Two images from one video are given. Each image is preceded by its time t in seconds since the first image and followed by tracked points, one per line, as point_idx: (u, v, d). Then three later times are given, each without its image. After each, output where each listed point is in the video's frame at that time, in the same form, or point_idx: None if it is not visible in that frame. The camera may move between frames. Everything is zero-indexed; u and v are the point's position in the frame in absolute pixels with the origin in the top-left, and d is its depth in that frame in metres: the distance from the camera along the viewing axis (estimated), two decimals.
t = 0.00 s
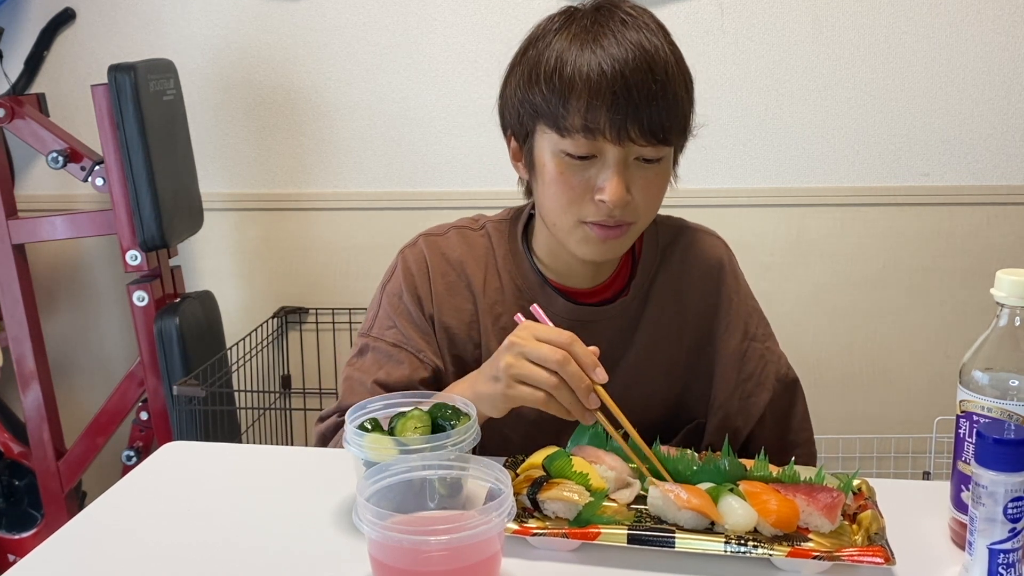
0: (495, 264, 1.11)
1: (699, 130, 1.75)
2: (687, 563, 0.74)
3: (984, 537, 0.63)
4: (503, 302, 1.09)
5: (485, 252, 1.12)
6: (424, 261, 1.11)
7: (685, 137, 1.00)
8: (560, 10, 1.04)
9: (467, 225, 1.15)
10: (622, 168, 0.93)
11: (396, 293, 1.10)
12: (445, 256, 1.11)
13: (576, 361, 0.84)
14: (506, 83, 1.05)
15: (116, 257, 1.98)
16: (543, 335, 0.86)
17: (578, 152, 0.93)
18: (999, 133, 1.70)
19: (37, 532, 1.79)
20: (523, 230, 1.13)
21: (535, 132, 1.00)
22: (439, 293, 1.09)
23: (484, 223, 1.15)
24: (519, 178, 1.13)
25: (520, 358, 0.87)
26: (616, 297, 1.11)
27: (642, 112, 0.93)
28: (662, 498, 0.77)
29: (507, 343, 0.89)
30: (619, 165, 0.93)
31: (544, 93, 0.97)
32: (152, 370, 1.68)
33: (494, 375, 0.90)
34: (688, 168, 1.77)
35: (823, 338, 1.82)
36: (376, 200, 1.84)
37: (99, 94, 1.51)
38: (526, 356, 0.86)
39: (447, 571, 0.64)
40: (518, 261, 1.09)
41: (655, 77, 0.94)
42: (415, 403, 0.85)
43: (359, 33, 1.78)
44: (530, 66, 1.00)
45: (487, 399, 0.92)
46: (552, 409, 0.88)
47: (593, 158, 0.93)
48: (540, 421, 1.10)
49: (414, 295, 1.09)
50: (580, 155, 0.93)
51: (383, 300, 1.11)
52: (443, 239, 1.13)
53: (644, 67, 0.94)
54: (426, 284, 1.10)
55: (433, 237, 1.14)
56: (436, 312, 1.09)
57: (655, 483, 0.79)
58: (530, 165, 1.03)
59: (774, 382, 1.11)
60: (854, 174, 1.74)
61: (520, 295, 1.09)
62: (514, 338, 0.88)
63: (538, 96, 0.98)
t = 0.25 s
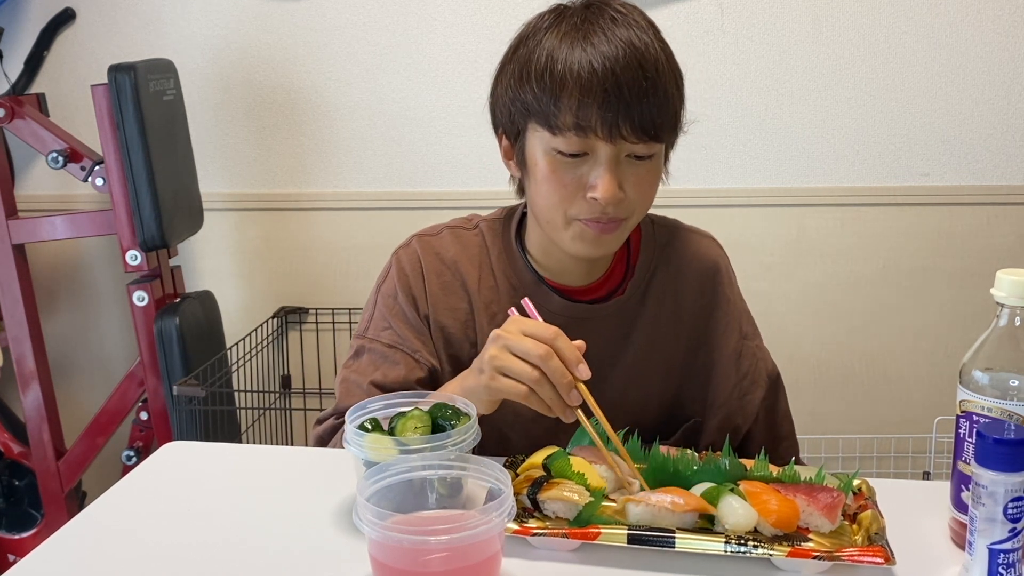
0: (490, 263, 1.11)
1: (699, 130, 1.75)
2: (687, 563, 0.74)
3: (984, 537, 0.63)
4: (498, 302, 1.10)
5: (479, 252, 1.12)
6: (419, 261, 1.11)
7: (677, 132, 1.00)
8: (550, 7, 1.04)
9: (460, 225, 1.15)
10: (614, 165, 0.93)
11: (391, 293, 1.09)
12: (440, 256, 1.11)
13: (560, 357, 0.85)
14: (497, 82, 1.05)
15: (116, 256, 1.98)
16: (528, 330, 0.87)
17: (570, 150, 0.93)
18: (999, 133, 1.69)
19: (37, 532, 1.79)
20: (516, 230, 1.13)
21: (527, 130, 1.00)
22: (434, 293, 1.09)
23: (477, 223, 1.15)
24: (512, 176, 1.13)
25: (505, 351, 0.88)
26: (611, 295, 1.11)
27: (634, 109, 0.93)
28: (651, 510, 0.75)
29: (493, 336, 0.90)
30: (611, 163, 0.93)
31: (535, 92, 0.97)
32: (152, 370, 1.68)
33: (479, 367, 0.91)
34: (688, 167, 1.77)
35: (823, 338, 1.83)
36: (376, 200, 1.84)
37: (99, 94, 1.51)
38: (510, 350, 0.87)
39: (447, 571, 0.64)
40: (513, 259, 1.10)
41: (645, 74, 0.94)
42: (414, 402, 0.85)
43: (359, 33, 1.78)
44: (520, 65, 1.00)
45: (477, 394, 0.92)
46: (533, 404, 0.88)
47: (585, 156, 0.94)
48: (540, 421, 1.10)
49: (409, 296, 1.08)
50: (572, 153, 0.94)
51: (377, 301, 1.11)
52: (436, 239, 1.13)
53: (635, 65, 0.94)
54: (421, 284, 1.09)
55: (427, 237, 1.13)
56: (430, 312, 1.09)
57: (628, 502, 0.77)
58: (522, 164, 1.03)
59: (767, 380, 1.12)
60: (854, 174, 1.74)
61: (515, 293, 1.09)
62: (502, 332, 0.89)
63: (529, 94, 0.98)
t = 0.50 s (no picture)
0: (489, 262, 1.11)
1: (698, 130, 1.75)
2: (687, 563, 0.74)
3: (984, 537, 0.63)
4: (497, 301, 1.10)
5: (479, 250, 1.12)
6: (419, 259, 1.11)
7: (674, 134, 1.00)
8: (548, 9, 1.03)
9: (459, 223, 1.15)
10: (613, 168, 0.93)
11: (393, 291, 1.10)
12: (440, 255, 1.11)
13: (543, 337, 0.84)
14: (495, 83, 1.05)
15: (116, 256, 1.98)
16: (510, 313, 0.86)
17: (568, 153, 0.93)
18: (999, 133, 1.69)
19: (37, 532, 1.79)
20: (515, 230, 1.13)
21: (526, 132, 1.00)
22: (435, 291, 1.10)
23: (475, 221, 1.16)
24: (510, 176, 1.13)
25: (490, 337, 0.87)
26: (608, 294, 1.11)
27: (632, 113, 0.93)
28: (651, 510, 0.75)
29: (476, 323, 0.89)
30: (609, 166, 0.93)
31: (534, 94, 0.97)
32: (152, 370, 1.68)
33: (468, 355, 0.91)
34: (688, 168, 1.77)
35: (822, 338, 1.83)
36: (376, 200, 1.84)
37: (99, 94, 1.51)
38: (495, 336, 0.86)
39: (447, 571, 0.64)
40: (511, 257, 1.10)
41: (644, 77, 0.94)
42: (414, 402, 0.85)
43: (359, 33, 1.78)
44: (519, 67, 1.00)
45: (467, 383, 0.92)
46: (528, 388, 0.88)
47: (584, 159, 0.94)
48: (540, 420, 1.10)
49: (410, 294, 1.09)
50: (570, 156, 0.94)
51: (378, 299, 1.11)
52: (436, 237, 1.13)
53: (633, 68, 0.94)
54: (422, 283, 1.10)
55: (427, 236, 1.14)
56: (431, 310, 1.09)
57: (628, 502, 0.77)
58: (521, 165, 1.03)
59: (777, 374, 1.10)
60: (854, 174, 1.74)
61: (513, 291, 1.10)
62: (484, 318, 0.88)
63: (528, 97, 0.98)
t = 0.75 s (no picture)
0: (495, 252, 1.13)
1: (698, 131, 1.75)
2: (688, 563, 0.74)
3: (984, 537, 0.63)
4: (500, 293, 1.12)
5: (485, 239, 1.14)
6: (428, 240, 1.12)
7: (679, 135, 1.01)
8: (555, 8, 1.03)
9: (469, 211, 1.18)
10: (618, 169, 0.93)
11: (396, 267, 1.09)
12: (449, 239, 1.13)
13: (535, 320, 0.83)
14: (501, 82, 1.05)
15: (116, 256, 1.98)
16: (501, 294, 0.85)
17: (573, 153, 0.94)
18: (999, 133, 1.69)
19: (37, 532, 1.79)
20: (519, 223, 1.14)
21: (531, 131, 1.00)
22: (440, 273, 1.11)
23: (485, 211, 1.18)
24: (512, 174, 1.13)
25: (480, 317, 0.86)
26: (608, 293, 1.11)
27: (638, 114, 0.93)
28: (651, 510, 0.75)
29: (466, 302, 0.87)
30: (615, 167, 0.93)
31: (540, 94, 0.97)
32: (152, 370, 1.68)
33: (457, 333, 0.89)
34: (688, 168, 1.77)
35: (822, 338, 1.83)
36: (377, 200, 1.84)
37: (99, 94, 1.51)
38: (485, 316, 0.85)
39: (447, 571, 0.64)
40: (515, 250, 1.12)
41: (650, 78, 0.94)
42: (414, 402, 0.85)
43: (359, 34, 1.78)
44: (525, 66, 0.99)
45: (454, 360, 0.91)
46: (518, 371, 0.87)
47: (589, 159, 0.94)
48: (540, 420, 1.10)
49: (414, 272, 1.09)
50: (576, 156, 0.94)
51: (381, 271, 1.11)
52: (446, 222, 1.15)
53: (640, 69, 0.94)
54: (428, 263, 1.10)
55: (437, 221, 1.15)
56: (434, 292, 1.10)
57: (628, 502, 0.77)
58: (525, 164, 1.03)
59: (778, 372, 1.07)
60: (854, 174, 1.74)
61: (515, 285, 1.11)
62: (473, 297, 0.87)
63: (535, 97, 0.98)
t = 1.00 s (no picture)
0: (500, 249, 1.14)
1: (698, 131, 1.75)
2: (688, 563, 0.74)
3: (984, 537, 0.63)
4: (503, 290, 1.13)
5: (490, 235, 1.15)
6: (436, 230, 1.13)
7: (688, 140, 1.01)
8: (568, 9, 1.04)
9: (478, 205, 1.19)
10: (626, 171, 0.93)
11: (399, 247, 1.10)
12: (457, 229, 1.14)
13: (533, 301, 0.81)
14: (511, 80, 1.05)
15: (116, 256, 1.98)
16: (499, 273, 0.83)
17: (582, 154, 0.94)
18: (999, 133, 1.69)
19: (37, 532, 1.79)
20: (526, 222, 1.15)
21: (539, 131, 1.00)
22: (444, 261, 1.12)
23: (493, 206, 1.19)
24: (519, 174, 1.13)
25: (476, 295, 0.84)
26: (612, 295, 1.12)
27: (648, 116, 0.93)
28: (651, 510, 0.75)
29: (461, 277, 0.84)
30: (623, 169, 0.93)
31: (551, 93, 0.97)
32: (152, 370, 1.68)
33: (449, 311, 0.87)
34: (688, 168, 1.77)
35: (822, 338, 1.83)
36: (377, 200, 1.84)
37: (99, 94, 1.51)
38: (482, 295, 0.83)
39: (447, 571, 0.64)
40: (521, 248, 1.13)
41: (662, 81, 0.95)
42: (415, 402, 0.85)
43: (359, 34, 1.78)
44: (537, 65, 1.00)
45: (440, 339, 0.89)
46: (511, 350, 0.86)
47: (598, 160, 0.94)
48: (540, 420, 1.10)
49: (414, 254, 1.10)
50: (584, 156, 0.94)
51: (384, 249, 1.11)
52: (456, 215, 1.16)
53: (652, 71, 0.94)
54: (433, 252, 1.12)
55: (446, 212, 1.17)
56: (434, 276, 1.11)
57: (628, 501, 0.77)
58: (533, 163, 1.03)
59: (771, 380, 1.05)
60: (854, 174, 1.74)
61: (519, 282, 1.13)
62: (468, 274, 0.84)
63: (545, 96, 0.98)
